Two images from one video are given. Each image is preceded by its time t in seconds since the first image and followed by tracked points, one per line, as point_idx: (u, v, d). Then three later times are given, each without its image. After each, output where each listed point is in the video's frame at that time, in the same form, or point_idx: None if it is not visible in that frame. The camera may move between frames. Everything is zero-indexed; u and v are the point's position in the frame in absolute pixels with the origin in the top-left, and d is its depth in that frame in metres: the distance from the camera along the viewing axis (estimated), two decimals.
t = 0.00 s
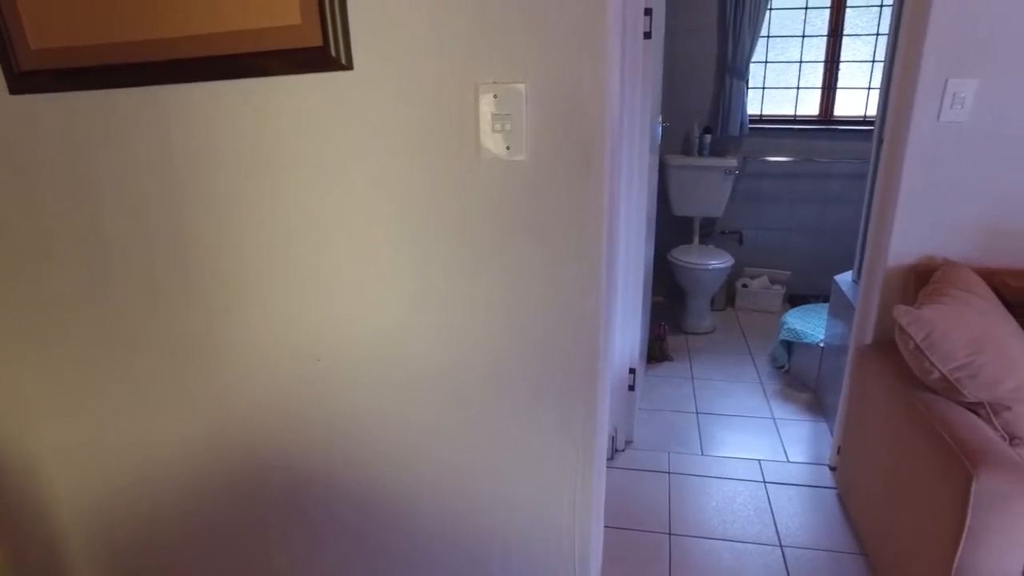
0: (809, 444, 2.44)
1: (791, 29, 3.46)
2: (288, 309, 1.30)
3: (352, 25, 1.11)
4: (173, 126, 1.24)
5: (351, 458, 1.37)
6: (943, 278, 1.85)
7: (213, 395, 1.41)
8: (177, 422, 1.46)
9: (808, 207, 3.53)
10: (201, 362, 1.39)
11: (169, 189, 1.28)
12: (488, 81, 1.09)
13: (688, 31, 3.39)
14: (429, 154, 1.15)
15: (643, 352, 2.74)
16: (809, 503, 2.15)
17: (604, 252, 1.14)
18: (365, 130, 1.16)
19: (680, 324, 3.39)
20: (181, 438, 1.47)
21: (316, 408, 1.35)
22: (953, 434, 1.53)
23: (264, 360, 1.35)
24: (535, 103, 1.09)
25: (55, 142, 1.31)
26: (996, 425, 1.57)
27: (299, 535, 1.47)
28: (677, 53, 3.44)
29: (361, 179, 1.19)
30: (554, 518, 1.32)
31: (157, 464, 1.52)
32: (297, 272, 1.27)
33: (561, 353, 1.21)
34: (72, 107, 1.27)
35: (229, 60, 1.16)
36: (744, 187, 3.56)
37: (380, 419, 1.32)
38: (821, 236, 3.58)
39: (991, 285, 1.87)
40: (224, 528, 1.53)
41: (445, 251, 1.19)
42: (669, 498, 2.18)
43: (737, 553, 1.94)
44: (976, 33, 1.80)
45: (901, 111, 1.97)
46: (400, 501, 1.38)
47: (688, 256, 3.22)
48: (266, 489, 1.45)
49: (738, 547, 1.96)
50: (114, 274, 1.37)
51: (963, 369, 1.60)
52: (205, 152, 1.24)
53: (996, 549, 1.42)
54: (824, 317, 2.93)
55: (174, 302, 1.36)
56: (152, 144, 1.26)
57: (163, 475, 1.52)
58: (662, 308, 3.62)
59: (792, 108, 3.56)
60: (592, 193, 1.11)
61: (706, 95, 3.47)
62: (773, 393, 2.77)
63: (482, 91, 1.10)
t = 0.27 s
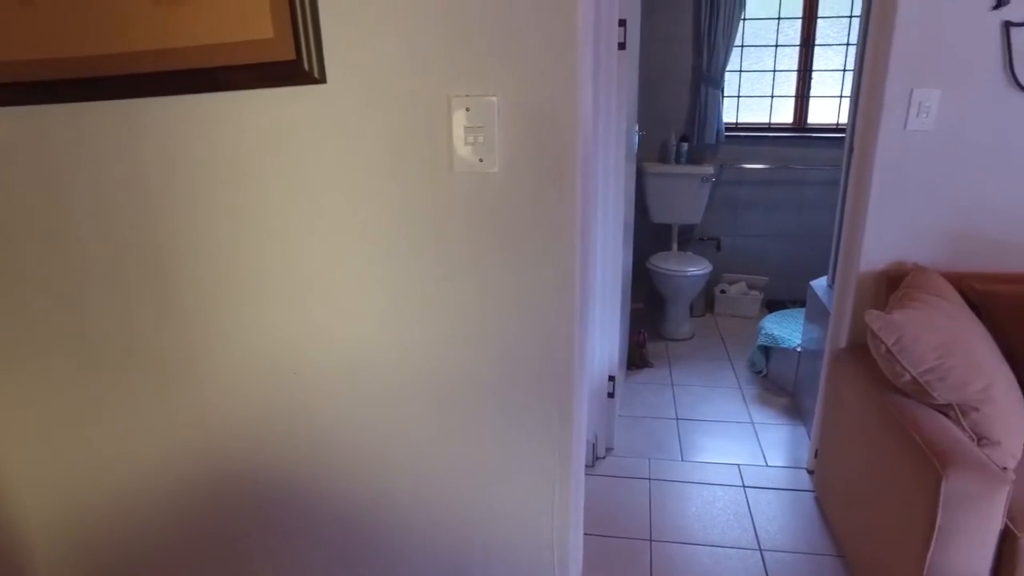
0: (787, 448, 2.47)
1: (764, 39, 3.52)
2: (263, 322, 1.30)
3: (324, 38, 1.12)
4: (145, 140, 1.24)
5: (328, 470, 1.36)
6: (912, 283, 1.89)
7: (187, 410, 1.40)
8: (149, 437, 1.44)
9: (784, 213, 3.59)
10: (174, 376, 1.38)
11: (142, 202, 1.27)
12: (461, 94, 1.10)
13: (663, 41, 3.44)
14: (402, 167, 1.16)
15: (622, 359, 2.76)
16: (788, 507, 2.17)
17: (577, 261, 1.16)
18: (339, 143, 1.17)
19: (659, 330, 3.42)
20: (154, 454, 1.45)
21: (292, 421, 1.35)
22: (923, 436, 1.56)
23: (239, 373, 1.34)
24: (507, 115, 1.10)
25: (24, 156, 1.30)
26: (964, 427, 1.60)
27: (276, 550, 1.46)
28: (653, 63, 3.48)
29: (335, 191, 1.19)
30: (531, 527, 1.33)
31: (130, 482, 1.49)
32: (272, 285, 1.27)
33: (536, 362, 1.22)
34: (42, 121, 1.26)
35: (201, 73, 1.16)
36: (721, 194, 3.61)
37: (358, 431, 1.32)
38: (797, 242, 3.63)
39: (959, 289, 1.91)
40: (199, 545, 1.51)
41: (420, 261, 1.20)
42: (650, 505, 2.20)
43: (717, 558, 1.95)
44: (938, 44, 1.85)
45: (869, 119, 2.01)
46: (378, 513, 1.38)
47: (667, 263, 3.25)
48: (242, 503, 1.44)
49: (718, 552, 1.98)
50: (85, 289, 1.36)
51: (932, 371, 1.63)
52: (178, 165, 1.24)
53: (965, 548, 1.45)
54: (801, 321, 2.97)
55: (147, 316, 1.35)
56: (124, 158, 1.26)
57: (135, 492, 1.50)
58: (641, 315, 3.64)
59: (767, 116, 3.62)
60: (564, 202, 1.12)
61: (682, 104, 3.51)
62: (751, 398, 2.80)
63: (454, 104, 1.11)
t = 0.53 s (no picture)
0: (766, 451, 2.50)
1: (738, 47, 3.58)
2: (238, 334, 1.29)
3: (297, 50, 1.12)
4: (117, 151, 1.23)
5: (306, 481, 1.36)
6: (884, 287, 1.92)
7: (161, 423, 1.38)
8: (122, 452, 1.42)
9: (761, 219, 3.63)
10: (149, 390, 1.36)
11: (114, 214, 1.27)
12: (434, 105, 1.11)
13: (640, 50, 3.48)
14: (377, 178, 1.16)
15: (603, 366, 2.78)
16: (767, 510, 2.19)
17: (551, 269, 1.17)
18: (313, 154, 1.17)
19: (640, 336, 3.44)
20: (127, 469, 1.43)
21: (269, 433, 1.34)
22: (895, 437, 1.59)
23: (215, 385, 1.33)
24: (480, 126, 1.11)
25: None
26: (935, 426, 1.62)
27: (254, 563, 1.44)
28: (630, 71, 3.52)
29: (310, 202, 1.19)
30: (511, 535, 1.33)
31: (103, 497, 1.47)
32: (248, 297, 1.27)
33: (513, 371, 1.22)
34: (12, 132, 1.25)
35: (173, 85, 1.16)
36: (699, 201, 3.65)
37: (335, 442, 1.32)
38: (774, 247, 3.68)
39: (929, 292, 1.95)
40: (174, 561, 1.49)
41: (396, 272, 1.20)
42: (631, 510, 2.21)
43: (698, 562, 1.96)
44: (905, 53, 1.90)
45: (840, 127, 2.05)
46: (357, 524, 1.37)
47: (646, 269, 3.27)
48: (218, 517, 1.43)
49: (699, 556, 1.99)
50: (57, 302, 1.34)
51: (904, 373, 1.66)
52: (150, 176, 1.23)
53: (937, 547, 1.48)
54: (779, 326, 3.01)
55: (120, 329, 1.34)
56: (96, 170, 1.25)
57: (108, 508, 1.48)
58: (621, 321, 3.66)
59: (743, 123, 3.67)
60: (538, 212, 1.14)
61: (660, 111, 3.55)
62: (731, 403, 2.82)
63: (428, 115, 1.12)
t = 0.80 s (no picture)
0: (748, 455, 2.52)
1: (716, 55, 3.62)
2: (216, 345, 1.28)
3: (273, 60, 1.12)
4: (89, 161, 1.22)
5: (285, 493, 1.35)
6: (859, 290, 1.95)
7: (136, 437, 1.36)
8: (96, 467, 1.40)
9: (740, 223, 3.67)
10: (123, 403, 1.34)
11: (87, 225, 1.25)
12: (411, 115, 1.12)
13: (618, 57, 3.51)
14: (355, 187, 1.16)
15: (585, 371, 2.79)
16: (749, 512, 2.21)
17: (529, 277, 1.17)
18: (290, 164, 1.17)
19: (622, 341, 3.45)
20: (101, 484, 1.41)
21: (247, 445, 1.33)
22: (872, 439, 1.61)
23: (192, 397, 1.32)
24: (457, 136, 1.11)
25: None
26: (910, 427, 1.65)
27: None
28: (610, 78, 3.54)
29: (288, 212, 1.19)
30: (492, 543, 1.33)
31: (75, 515, 1.44)
32: (225, 308, 1.26)
33: (492, 379, 1.23)
34: None
35: (147, 95, 1.15)
36: (678, 206, 3.68)
37: (315, 452, 1.31)
38: (754, 251, 3.72)
39: (903, 295, 1.99)
40: None
41: (374, 281, 1.20)
42: (614, 515, 2.21)
43: (681, 566, 1.97)
44: (875, 61, 1.94)
45: (814, 133, 2.08)
46: (337, 535, 1.36)
47: (627, 274, 3.29)
48: (195, 531, 1.40)
49: (682, 560, 2.00)
50: (28, 314, 1.32)
51: (880, 376, 1.68)
52: (124, 187, 1.22)
53: (914, 546, 1.50)
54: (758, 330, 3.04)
55: (93, 342, 1.32)
56: (68, 180, 1.23)
57: (80, 526, 1.45)
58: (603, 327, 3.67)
59: (721, 129, 3.71)
60: (515, 220, 1.14)
61: (639, 118, 3.57)
62: (712, 407, 2.84)
63: (404, 124, 1.12)
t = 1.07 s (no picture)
0: (727, 457, 2.54)
1: (692, 61, 3.66)
2: (189, 357, 1.27)
3: (245, 69, 1.11)
4: (58, 172, 1.20)
5: (261, 504, 1.33)
6: (833, 293, 1.98)
7: (108, 452, 1.33)
8: (66, 483, 1.36)
9: (717, 228, 3.71)
10: (95, 416, 1.32)
11: (56, 236, 1.23)
12: (385, 123, 1.12)
13: (596, 64, 3.53)
14: (330, 197, 1.16)
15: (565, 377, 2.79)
16: (729, 515, 2.23)
17: (504, 284, 1.18)
18: (264, 173, 1.16)
19: (602, 346, 3.47)
20: (71, 501, 1.37)
21: (222, 458, 1.31)
22: (846, 440, 1.63)
23: (165, 410, 1.30)
24: (430, 144, 1.12)
25: None
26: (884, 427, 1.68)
27: None
28: (587, 85, 3.57)
29: (262, 222, 1.18)
30: (472, 552, 1.32)
31: (44, 533, 1.41)
32: (198, 319, 1.24)
33: (469, 386, 1.23)
34: None
35: (117, 104, 1.13)
36: (657, 211, 3.71)
37: (291, 463, 1.30)
38: (731, 255, 3.76)
39: (876, 297, 2.02)
40: None
41: (349, 290, 1.20)
42: (595, 520, 2.22)
43: (662, 570, 1.98)
44: (845, 68, 1.97)
45: (788, 138, 2.11)
46: (315, 547, 1.34)
47: (607, 280, 3.31)
48: (170, 546, 1.38)
49: (663, 563, 2.01)
50: None
51: (854, 377, 1.71)
52: (93, 198, 1.20)
53: (888, 545, 1.52)
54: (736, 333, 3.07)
55: (62, 355, 1.29)
56: (36, 191, 1.21)
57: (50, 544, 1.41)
58: (583, 332, 3.68)
59: (698, 135, 3.74)
60: (489, 228, 1.14)
61: (617, 124, 3.60)
62: (692, 410, 2.87)
63: (378, 133, 1.12)
